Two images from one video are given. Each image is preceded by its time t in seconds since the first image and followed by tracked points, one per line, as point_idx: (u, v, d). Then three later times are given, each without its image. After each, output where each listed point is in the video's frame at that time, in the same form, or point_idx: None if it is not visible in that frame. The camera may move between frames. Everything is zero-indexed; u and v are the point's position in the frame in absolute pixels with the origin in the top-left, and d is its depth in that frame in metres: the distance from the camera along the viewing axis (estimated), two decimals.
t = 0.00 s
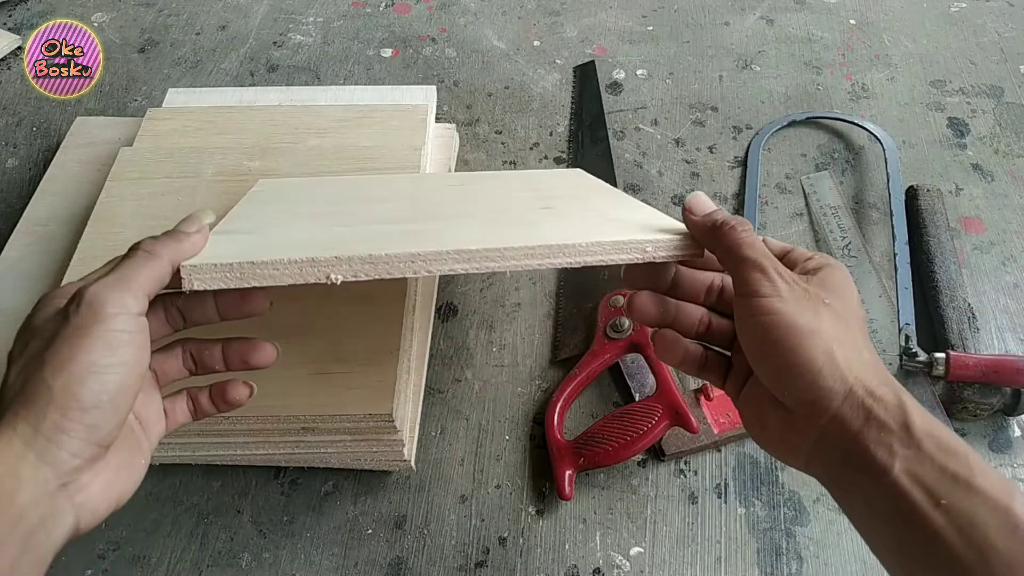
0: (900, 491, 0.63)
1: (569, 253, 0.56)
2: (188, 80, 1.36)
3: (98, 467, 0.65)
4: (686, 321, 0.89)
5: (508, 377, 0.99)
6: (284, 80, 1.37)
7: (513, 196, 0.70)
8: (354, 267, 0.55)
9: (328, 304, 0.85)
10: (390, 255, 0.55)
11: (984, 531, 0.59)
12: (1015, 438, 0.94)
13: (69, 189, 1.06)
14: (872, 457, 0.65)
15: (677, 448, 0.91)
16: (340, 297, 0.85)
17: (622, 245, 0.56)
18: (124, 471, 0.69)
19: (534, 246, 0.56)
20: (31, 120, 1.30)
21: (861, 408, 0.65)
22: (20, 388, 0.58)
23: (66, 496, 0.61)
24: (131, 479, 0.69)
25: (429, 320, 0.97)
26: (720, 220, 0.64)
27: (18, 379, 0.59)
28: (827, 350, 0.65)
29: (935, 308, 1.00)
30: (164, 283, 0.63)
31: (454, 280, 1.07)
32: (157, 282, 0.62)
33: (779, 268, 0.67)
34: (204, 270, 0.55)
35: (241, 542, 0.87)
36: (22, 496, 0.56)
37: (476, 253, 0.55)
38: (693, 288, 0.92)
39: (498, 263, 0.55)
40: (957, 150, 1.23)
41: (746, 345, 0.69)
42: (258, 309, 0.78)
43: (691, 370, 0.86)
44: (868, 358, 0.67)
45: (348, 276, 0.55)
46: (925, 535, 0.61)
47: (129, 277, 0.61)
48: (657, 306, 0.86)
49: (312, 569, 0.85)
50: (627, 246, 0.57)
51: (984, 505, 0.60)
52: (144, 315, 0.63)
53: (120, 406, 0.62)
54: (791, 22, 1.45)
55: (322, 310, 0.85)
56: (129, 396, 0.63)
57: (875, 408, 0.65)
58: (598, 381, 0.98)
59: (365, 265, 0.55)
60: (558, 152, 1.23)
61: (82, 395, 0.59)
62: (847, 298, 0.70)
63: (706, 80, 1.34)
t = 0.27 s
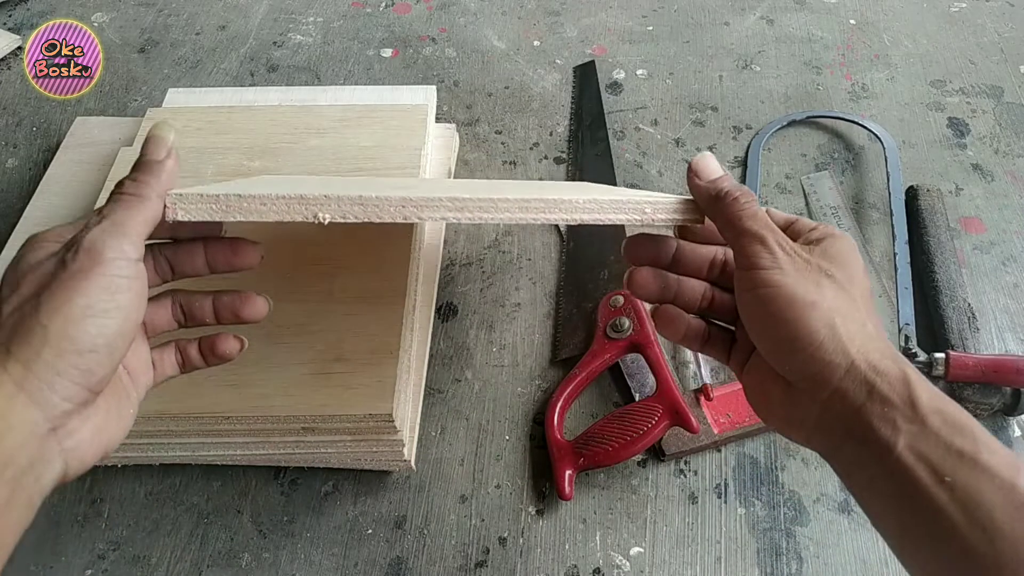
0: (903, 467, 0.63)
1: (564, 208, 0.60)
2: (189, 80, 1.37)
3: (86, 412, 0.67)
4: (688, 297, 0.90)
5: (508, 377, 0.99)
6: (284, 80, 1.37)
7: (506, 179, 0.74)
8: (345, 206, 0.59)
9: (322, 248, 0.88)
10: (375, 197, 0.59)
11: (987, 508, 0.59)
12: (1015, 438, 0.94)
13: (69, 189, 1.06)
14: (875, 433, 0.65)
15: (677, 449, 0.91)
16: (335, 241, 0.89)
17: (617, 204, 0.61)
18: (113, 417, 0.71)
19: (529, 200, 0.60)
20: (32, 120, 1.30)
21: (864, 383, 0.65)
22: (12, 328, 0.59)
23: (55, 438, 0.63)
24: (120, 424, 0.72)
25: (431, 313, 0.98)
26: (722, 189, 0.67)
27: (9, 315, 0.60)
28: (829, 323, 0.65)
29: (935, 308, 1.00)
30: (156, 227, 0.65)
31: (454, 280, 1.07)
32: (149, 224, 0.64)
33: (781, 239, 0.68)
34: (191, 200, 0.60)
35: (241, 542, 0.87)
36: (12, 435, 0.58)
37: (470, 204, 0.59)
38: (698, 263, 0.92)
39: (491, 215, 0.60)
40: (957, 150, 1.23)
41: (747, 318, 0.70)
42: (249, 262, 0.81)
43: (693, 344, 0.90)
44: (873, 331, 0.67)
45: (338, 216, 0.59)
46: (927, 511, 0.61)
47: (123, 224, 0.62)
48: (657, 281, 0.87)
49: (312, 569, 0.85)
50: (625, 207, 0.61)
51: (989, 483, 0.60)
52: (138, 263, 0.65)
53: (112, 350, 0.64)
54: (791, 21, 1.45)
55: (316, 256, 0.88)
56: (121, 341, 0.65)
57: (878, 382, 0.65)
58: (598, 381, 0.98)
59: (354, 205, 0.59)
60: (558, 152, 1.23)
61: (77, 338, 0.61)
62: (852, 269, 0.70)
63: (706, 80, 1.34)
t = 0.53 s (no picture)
0: (901, 446, 0.63)
1: (561, 180, 0.65)
2: (189, 81, 1.37)
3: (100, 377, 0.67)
4: (686, 282, 0.90)
5: (508, 377, 0.99)
6: (284, 80, 1.37)
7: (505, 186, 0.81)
8: (341, 170, 0.64)
9: (322, 248, 0.88)
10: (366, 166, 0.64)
11: (985, 486, 0.59)
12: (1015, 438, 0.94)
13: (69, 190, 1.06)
14: (873, 412, 0.65)
15: (677, 448, 0.91)
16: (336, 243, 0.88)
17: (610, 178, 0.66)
18: (125, 383, 0.72)
19: (526, 170, 0.65)
20: (32, 120, 1.30)
21: (862, 363, 0.65)
22: (32, 289, 0.59)
23: (73, 400, 0.63)
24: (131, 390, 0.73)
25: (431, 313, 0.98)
26: (719, 171, 0.70)
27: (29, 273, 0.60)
28: (827, 302, 0.66)
29: (935, 308, 1.00)
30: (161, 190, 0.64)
31: (454, 280, 1.07)
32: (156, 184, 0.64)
33: (778, 220, 0.69)
34: (186, 158, 0.65)
35: (241, 542, 0.87)
36: (35, 397, 0.58)
37: (468, 174, 0.64)
38: (696, 247, 0.92)
39: (490, 185, 0.65)
40: (957, 150, 1.23)
41: (746, 299, 0.71)
42: (247, 235, 0.83)
43: (693, 328, 0.89)
44: (872, 311, 0.67)
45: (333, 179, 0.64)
46: (924, 488, 0.61)
47: (132, 188, 0.62)
48: (655, 265, 0.88)
49: (312, 569, 0.85)
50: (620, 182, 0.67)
51: (987, 461, 0.60)
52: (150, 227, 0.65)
53: (130, 312, 0.65)
54: (791, 21, 1.45)
55: (316, 255, 0.88)
56: (139, 303, 0.65)
57: (876, 361, 0.65)
58: (598, 382, 0.98)
59: (349, 168, 0.64)
60: (558, 152, 1.23)
61: (97, 299, 0.61)
62: (850, 249, 0.71)
63: (706, 80, 1.34)
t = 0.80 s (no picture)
0: (899, 429, 0.63)
1: (562, 164, 0.63)
2: (189, 80, 1.37)
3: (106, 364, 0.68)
4: (687, 267, 0.91)
5: (508, 378, 0.99)
6: (284, 80, 1.37)
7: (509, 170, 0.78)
8: (341, 155, 0.61)
9: (322, 248, 0.88)
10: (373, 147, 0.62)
11: (983, 468, 0.59)
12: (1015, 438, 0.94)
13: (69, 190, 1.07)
14: (871, 395, 0.65)
15: (677, 448, 0.91)
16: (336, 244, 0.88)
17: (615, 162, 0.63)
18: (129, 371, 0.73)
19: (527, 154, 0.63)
20: (32, 120, 1.30)
21: (860, 346, 0.66)
22: (40, 277, 0.59)
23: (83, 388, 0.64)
24: (135, 378, 0.74)
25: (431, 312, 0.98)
26: (726, 154, 0.67)
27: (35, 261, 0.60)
28: (826, 285, 0.66)
29: (934, 308, 1.00)
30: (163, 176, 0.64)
31: (454, 280, 1.07)
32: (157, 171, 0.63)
33: (779, 205, 0.69)
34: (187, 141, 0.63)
35: (241, 542, 0.87)
36: (44, 384, 0.59)
37: (470, 158, 0.62)
38: (696, 233, 0.93)
39: (492, 169, 0.62)
40: (957, 150, 1.23)
41: (746, 284, 0.72)
42: (248, 224, 0.84)
43: (693, 315, 0.90)
44: (871, 294, 0.68)
45: (332, 163, 0.61)
46: (922, 471, 0.61)
47: (134, 175, 0.61)
48: (655, 251, 0.89)
49: (312, 569, 0.85)
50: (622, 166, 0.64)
51: (985, 444, 0.59)
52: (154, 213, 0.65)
53: (136, 298, 0.65)
54: (791, 21, 1.45)
55: (316, 255, 0.88)
56: (145, 290, 0.66)
57: (875, 344, 0.65)
58: (598, 382, 0.98)
59: (351, 153, 0.62)
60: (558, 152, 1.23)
61: (104, 287, 0.62)
62: (849, 235, 0.73)
63: (706, 80, 1.34)
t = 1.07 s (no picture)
0: (898, 426, 0.63)
1: (560, 162, 0.63)
2: (189, 80, 1.37)
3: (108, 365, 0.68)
4: (685, 264, 0.91)
5: (508, 378, 0.99)
6: (284, 80, 1.37)
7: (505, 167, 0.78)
8: (338, 153, 0.61)
9: (321, 248, 0.88)
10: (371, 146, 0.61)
11: (982, 465, 0.59)
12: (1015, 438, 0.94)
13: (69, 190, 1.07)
14: (871, 392, 0.65)
15: (677, 448, 0.91)
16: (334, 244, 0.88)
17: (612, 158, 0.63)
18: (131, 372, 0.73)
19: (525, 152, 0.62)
20: (31, 120, 1.30)
21: (860, 343, 0.66)
22: (42, 279, 0.59)
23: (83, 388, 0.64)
24: (138, 378, 0.74)
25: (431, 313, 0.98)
26: (725, 151, 0.67)
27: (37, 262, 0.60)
28: (825, 283, 0.67)
29: (934, 308, 1.00)
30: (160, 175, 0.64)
31: (454, 280, 1.07)
32: (156, 170, 0.63)
33: (779, 202, 0.70)
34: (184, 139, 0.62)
35: (241, 542, 0.87)
36: (45, 386, 0.59)
37: (468, 157, 0.61)
38: (695, 231, 0.93)
39: (489, 167, 0.61)
40: (957, 150, 1.23)
41: (746, 281, 0.72)
42: (246, 224, 0.84)
43: (693, 313, 0.90)
44: (870, 292, 0.68)
45: (330, 162, 0.61)
46: (921, 468, 0.61)
47: (132, 175, 0.61)
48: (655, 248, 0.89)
49: (312, 569, 0.85)
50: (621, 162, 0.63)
51: (984, 441, 0.59)
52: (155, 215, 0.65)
53: (137, 298, 0.65)
54: (791, 21, 1.45)
55: (315, 255, 0.88)
56: (146, 290, 0.66)
57: (875, 341, 0.65)
58: (598, 382, 0.98)
59: (347, 152, 0.61)
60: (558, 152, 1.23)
61: (105, 287, 0.62)
62: (849, 231, 0.73)
63: (706, 80, 1.34)
